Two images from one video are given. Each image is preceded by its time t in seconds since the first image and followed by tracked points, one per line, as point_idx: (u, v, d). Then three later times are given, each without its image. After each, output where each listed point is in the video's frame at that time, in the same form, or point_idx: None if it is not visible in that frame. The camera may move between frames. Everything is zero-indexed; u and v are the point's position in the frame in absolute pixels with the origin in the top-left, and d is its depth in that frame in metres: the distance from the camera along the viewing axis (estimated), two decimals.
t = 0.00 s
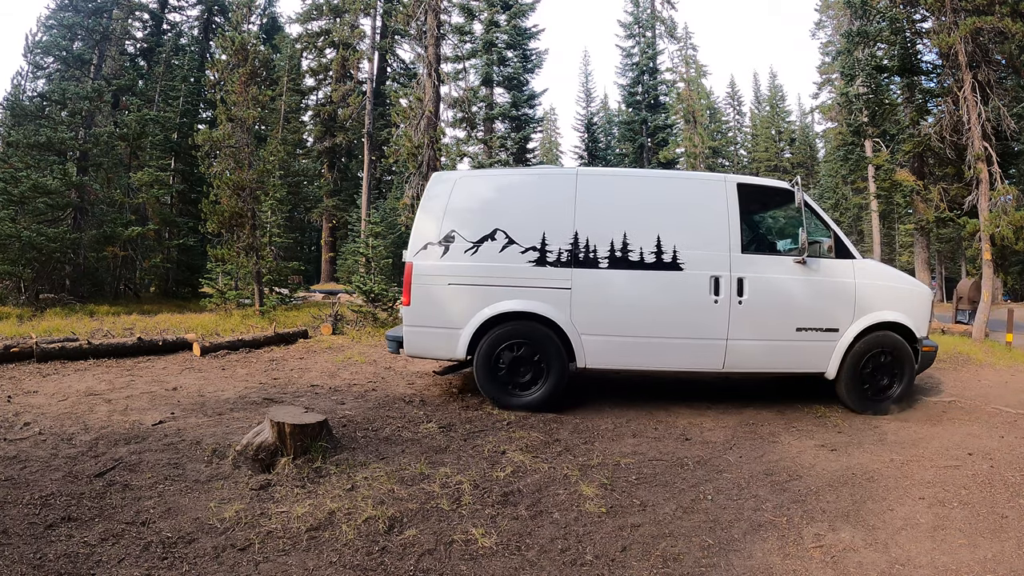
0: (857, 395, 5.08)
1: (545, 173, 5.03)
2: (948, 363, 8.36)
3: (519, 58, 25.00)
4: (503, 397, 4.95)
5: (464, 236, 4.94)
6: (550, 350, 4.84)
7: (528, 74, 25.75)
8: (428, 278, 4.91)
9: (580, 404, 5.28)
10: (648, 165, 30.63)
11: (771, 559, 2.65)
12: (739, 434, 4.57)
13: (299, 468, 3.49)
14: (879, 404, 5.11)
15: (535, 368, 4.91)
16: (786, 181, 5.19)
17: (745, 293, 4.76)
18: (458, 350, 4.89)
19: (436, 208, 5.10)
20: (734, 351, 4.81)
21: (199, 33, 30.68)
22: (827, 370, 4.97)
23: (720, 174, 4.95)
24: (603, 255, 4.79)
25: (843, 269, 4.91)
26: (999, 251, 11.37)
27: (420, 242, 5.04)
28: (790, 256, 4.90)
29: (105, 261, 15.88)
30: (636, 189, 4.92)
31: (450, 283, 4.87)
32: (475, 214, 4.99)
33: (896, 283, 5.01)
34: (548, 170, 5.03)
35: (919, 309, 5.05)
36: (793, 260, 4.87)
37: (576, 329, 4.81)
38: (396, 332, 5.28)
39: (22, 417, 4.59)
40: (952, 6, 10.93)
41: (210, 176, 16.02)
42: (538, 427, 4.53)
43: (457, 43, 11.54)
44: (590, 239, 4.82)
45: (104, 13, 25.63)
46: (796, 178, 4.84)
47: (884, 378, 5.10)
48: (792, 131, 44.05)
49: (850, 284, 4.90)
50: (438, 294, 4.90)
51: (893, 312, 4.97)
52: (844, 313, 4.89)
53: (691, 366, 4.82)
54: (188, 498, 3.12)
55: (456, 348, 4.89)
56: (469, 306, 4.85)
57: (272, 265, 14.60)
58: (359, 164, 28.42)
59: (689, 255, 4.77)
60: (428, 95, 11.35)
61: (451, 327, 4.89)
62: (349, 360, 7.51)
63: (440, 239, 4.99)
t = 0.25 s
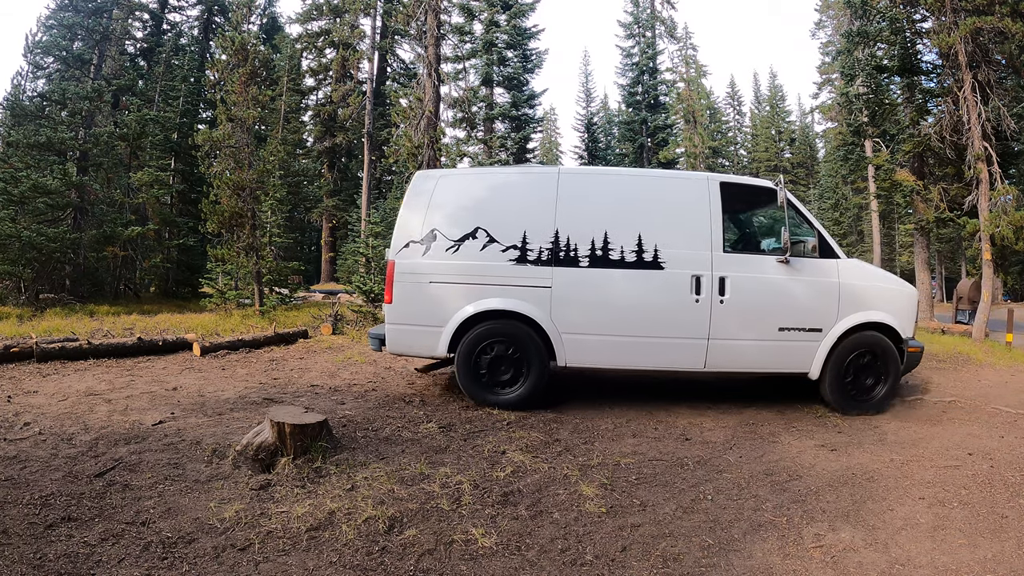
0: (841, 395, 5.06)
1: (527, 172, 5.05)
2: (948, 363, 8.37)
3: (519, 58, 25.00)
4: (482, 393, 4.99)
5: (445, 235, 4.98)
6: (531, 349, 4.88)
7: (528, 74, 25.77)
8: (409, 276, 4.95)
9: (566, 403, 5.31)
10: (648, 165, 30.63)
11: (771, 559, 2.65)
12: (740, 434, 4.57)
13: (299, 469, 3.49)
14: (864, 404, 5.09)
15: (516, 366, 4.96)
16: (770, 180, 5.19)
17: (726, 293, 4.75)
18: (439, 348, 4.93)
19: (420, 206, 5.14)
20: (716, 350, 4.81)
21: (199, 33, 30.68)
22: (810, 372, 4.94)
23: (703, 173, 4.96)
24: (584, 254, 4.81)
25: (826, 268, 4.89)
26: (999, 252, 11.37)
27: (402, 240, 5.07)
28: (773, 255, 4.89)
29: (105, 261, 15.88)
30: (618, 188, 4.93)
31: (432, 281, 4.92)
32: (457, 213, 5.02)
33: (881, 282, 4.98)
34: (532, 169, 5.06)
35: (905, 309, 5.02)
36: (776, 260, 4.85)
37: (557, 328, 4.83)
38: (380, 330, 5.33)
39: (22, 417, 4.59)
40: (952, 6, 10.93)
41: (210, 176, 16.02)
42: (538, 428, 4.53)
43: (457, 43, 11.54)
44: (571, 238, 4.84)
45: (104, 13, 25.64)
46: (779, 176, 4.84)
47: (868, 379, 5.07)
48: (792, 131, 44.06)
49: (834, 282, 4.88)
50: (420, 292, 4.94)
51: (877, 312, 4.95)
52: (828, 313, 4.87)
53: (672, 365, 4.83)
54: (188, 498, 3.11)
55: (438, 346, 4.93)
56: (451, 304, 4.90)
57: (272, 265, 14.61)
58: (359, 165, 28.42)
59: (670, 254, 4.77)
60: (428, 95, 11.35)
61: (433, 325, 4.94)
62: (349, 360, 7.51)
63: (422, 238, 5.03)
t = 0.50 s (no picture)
0: (824, 394, 5.05)
1: (509, 171, 5.08)
2: (948, 363, 8.36)
3: (519, 58, 25.00)
4: (460, 391, 5.01)
5: (425, 234, 5.02)
6: (510, 346, 4.91)
7: (528, 74, 25.78)
8: (390, 275, 5.00)
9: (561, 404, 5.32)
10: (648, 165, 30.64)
11: (771, 559, 2.65)
12: (740, 434, 4.57)
13: (299, 468, 3.49)
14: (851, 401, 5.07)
15: (495, 364, 4.98)
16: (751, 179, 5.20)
17: (705, 291, 4.77)
18: (419, 346, 4.96)
19: (401, 206, 5.17)
20: (694, 349, 4.83)
21: (199, 33, 30.67)
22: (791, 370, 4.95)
23: (683, 171, 4.97)
24: (562, 253, 4.84)
25: (806, 267, 4.89)
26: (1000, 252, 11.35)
27: (383, 239, 5.12)
28: (752, 254, 4.89)
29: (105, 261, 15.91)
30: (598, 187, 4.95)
31: (412, 279, 4.96)
32: (437, 211, 5.07)
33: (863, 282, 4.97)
34: (512, 168, 5.09)
35: (887, 308, 5.01)
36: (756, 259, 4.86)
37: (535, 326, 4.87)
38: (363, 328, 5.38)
39: (22, 417, 4.58)
40: (953, 6, 10.92)
41: (210, 176, 16.02)
42: (537, 428, 4.53)
43: (457, 43, 11.54)
44: (549, 237, 4.87)
45: (104, 13, 25.63)
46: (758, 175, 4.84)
47: (850, 378, 5.08)
48: (792, 131, 44.07)
49: (814, 281, 4.88)
50: (400, 291, 4.98)
51: (859, 312, 4.93)
52: (807, 312, 4.87)
53: (650, 363, 4.86)
54: (188, 498, 3.12)
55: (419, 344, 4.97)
56: (430, 301, 4.93)
57: (272, 265, 14.62)
58: (359, 165, 28.42)
59: (648, 253, 4.79)
60: (428, 95, 11.35)
61: (413, 323, 4.97)
62: (349, 360, 7.52)
63: (402, 237, 5.07)
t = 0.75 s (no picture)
0: (807, 396, 4.99)
1: (490, 171, 5.12)
2: (948, 364, 8.36)
3: (519, 58, 25.00)
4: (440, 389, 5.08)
5: (406, 233, 5.08)
6: (489, 346, 4.96)
7: (528, 74, 25.78)
8: (372, 273, 5.07)
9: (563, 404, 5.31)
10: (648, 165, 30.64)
11: (771, 559, 2.65)
12: (740, 434, 4.57)
13: (299, 468, 3.49)
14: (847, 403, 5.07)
15: (475, 363, 5.03)
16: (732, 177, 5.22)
17: (684, 291, 4.77)
18: (400, 344, 5.03)
19: (383, 205, 5.23)
20: (673, 349, 4.84)
21: (199, 33, 30.67)
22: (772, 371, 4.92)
23: (663, 171, 5.00)
24: (541, 252, 4.88)
25: (787, 266, 4.87)
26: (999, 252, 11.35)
27: (365, 238, 5.18)
28: (732, 253, 4.89)
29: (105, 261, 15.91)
30: (578, 186, 4.99)
31: (393, 278, 5.03)
32: (418, 211, 5.13)
33: (845, 281, 4.94)
34: (492, 168, 5.13)
35: (872, 308, 4.95)
36: (735, 258, 4.86)
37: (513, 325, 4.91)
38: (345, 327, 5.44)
39: (22, 417, 4.58)
40: (953, 6, 10.91)
41: (210, 176, 16.03)
42: (537, 428, 4.53)
43: (457, 43, 11.53)
44: (527, 236, 4.91)
45: (104, 13, 25.62)
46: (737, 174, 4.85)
47: (833, 380, 5.04)
48: (792, 131, 44.08)
49: (796, 281, 4.86)
50: (381, 290, 5.04)
51: (840, 311, 4.90)
52: (789, 311, 4.85)
53: (630, 363, 4.88)
54: (188, 498, 3.12)
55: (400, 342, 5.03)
56: (410, 300, 5.00)
57: (272, 265, 14.63)
58: (359, 165, 28.41)
59: (626, 252, 4.82)
60: (428, 95, 11.35)
61: (394, 323, 5.03)
62: (349, 360, 7.52)
63: (384, 236, 5.13)
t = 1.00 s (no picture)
0: (788, 398, 4.96)
1: (468, 171, 5.16)
2: (948, 364, 8.36)
3: (519, 58, 25.01)
4: (418, 387, 5.13)
5: (384, 233, 5.13)
6: (465, 345, 5.00)
7: (528, 74, 25.81)
8: (351, 273, 5.12)
9: (568, 404, 5.30)
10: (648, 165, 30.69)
11: (771, 559, 2.65)
12: (740, 434, 4.57)
13: (299, 468, 3.49)
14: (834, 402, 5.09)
15: (452, 362, 5.08)
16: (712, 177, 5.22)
17: (660, 290, 4.77)
18: (378, 343, 5.06)
19: (362, 205, 5.28)
20: (653, 349, 4.84)
21: (199, 33, 30.67)
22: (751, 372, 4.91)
23: (640, 171, 5.02)
24: (517, 252, 4.91)
25: (765, 267, 4.86)
26: (999, 252, 11.35)
27: (344, 238, 5.22)
28: (710, 253, 4.88)
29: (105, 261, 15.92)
30: (555, 186, 5.01)
31: (371, 277, 5.07)
32: (396, 211, 5.18)
33: (825, 282, 4.93)
34: (470, 168, 5.18)
35: (852, 309, 4.92)
36: (713, 258, 4.85)
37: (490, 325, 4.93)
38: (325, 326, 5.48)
39: (22, 417, 4.59)
40: (952, 6, 10.91)
41: (209, 176, 16.02)
42: (537, 428, 4.53)
43: (457, 43, 11.53)
44: (504, 236, 4.94)
45: (104, 13, 25.61)
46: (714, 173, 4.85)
47: (813, 380, 5.01)
48: (791, 131, 44.10)
49: (774, 281, 4.84)
50: (360, 289, 5.10)
51: (819, 312, 4.87)
52: (767, 312, 4.83)
53: (606, 363, 4.89)
54: (188, 498, 3.12)
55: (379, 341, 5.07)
56: (389, 299, 5.04)
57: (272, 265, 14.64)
58: (359, 165, 28.40)
59: (602, 251, 4.83)
60: (428, 94, 11.34)
61: (372, 321, 5.08)
62: (349, 360, 7.52)
63: (363, 236, 5.18)
